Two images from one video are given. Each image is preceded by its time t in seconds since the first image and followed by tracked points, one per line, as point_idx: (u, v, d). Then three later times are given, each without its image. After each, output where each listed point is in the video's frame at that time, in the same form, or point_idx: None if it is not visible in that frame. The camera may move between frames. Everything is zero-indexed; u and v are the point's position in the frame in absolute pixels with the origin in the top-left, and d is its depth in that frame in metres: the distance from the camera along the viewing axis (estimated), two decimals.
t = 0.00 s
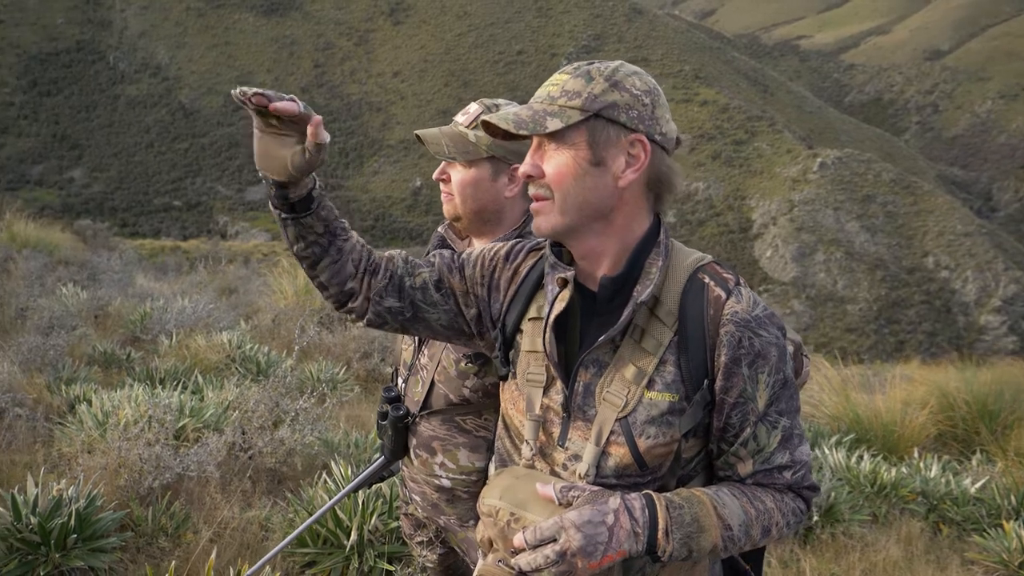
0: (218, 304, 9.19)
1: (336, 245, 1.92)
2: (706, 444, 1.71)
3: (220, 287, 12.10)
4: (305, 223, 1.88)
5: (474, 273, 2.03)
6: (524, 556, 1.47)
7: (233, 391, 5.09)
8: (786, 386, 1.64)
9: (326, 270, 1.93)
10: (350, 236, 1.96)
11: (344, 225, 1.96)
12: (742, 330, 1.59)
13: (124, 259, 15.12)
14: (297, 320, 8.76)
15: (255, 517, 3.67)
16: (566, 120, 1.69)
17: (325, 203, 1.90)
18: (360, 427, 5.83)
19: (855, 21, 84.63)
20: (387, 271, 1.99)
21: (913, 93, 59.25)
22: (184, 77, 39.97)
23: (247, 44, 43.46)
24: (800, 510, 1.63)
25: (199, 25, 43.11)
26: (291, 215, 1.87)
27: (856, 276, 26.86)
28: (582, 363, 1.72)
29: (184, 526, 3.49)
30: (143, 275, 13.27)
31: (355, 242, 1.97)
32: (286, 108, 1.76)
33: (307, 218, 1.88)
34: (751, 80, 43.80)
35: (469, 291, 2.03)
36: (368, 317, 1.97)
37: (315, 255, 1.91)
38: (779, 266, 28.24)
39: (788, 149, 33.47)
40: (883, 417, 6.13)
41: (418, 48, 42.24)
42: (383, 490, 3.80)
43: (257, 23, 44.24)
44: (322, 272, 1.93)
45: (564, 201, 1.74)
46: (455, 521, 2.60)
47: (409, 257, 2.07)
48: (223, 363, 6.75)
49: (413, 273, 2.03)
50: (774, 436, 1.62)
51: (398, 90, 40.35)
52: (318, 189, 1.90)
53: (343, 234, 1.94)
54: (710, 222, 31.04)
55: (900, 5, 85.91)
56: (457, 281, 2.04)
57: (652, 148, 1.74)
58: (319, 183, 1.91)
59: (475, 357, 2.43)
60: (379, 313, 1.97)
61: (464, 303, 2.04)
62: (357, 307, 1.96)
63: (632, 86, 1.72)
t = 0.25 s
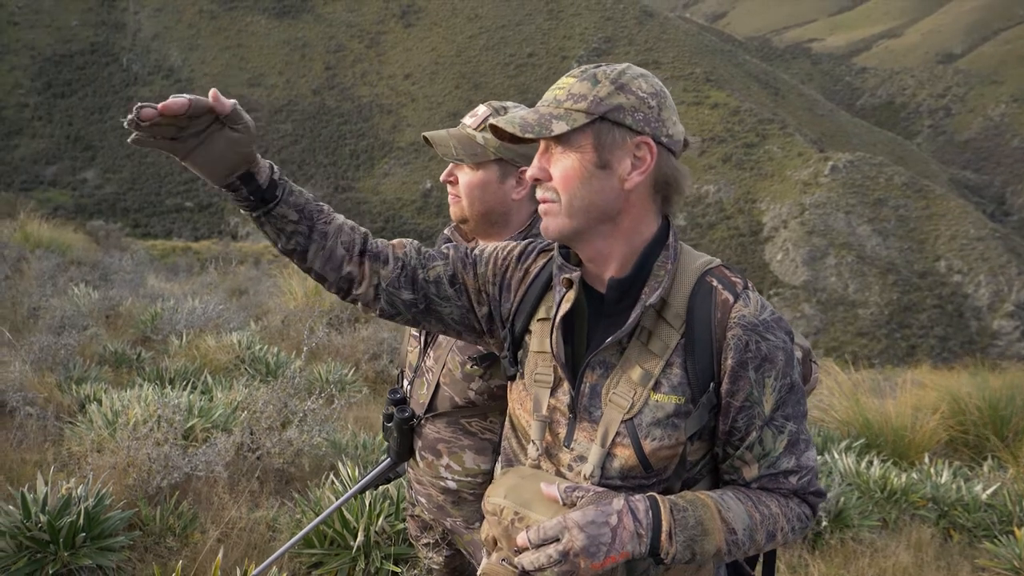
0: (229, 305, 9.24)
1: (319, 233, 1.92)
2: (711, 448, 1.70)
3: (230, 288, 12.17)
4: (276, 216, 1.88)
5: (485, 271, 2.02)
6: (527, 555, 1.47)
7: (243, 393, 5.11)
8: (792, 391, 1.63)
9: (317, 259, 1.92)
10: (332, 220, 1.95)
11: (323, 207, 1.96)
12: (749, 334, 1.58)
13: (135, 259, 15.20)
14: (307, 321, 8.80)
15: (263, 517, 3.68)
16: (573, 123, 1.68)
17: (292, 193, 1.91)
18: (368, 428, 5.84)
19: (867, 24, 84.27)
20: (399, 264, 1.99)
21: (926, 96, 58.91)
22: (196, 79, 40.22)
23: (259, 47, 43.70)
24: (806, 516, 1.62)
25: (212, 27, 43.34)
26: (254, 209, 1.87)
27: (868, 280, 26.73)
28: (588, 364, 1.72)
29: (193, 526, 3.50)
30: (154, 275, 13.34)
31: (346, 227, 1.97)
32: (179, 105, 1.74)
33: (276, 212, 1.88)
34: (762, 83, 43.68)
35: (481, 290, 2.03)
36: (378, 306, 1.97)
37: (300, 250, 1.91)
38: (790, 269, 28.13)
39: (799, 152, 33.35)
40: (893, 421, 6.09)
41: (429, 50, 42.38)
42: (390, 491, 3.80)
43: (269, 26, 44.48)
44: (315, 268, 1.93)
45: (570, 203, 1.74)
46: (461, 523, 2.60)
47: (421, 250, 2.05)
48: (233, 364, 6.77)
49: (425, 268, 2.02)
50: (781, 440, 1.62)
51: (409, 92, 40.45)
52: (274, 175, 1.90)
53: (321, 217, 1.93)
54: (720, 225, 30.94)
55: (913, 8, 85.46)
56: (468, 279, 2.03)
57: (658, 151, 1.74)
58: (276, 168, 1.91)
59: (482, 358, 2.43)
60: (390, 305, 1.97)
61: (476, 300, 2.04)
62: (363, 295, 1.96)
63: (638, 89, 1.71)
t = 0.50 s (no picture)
0: (238, 307, 9.29)
1: (337, 250, 1.95)
2: (716, 451, 1.70)
3: (239, 289, 12.23)
4: (301, 232, 1.92)
5: (492, 276, 2.03)
6: (531, 556, 1.48)
7: (250, 394, 5.13)
8: (799, 395, 1.63)
9: (333, 274, 1.95)
10: (353, 239, 1.98)
11: (344, 225, 1.99)
12: (754, 338, 1.58)
13: (146, 261, 15.28)
14: (316, 323, 8.83)
15: (269, 518, 3.70)
16: (584, 125, 1.69)
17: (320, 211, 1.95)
18: (376, 431, 5.85)
19: (878, 28, 83.97)
20: (406, 271, 2.00)
21: (937, 101, 58.64)
22: (207, 82, 40.45)
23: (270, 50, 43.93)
24: (810, 521, 1.62)
25: (224, 31, 43.58)
26: (281, 226, 1.92)
27: (878, 285, 26.61)
28: (594, 367, 1.72)
29: (199, 527, 3.52)
30: (165, 276, 13.40)
31: (363, 244, 2.00)
32: (239, 126, 1.79)
33: (301, 227, 1.91)
34: (772, 87, 43.58)
35: (487, 295, 2.03)
36: (387, 318, 1.98)
37: (315, 259, 1.94)
38: (800, 274, 28.00)
39: (809, 157, 33.23)
40: (903, 427, 6.05)
41: (439, 54, 42.51)
42: (397, 494, 3.80)
43: (280, 29, 44.71)
44: (329, 275, 1.95)
45: (580, 206, 1.74)
46: (466, 526, 2.60)
47: (429, 258, 2.07)
48: (242, 365, 6.80)
49: (432, 275, 2.03)
50: (786, 445, 1.61)
51: (419, 95, 40.55)
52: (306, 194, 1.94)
53: (344, 236, 1.97)
54: (730, 230, 30.86)
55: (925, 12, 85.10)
56: (475, 283, 2.04)
57: (668, 154, 1.75)
58: (305, 190, 1.95)
59: (488, 362, 2.43)
60: (398, 312, 1.98)
61: (483, 305, 2.04)
62: (374, 309, 1.98)
63: (649, 92, 1.73)
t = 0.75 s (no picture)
0: (242, 308, 9.30)
1: (338, 231, 1.94)
2: (715, 451, 1.70)
3: (243, 290, 12.24)
4: (301, 209, 1.91)
5: (497, 272, 2.02)
6: (525, 549, 1.48)
7: (254, 395, 5.14)
8: (797, 397, 1.63)
9: (334, 254, 1.94)
10: (353, 218, 1.97)
11: (345, 205, 1.99)
12: (754, 337, 1.58)
13: (150, 261, 15.32)
14: (319, 324, 8.84)
15: (271, 519, 3.70)
16: (591, 122, 1.69)
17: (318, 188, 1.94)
18: (378, 432, 5.85)
19: (883, 30, 83.85)
20: (412, 262, 2.00)
21: (942, 104, 58.51)
22: (212, 83, 40.54)
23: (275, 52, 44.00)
24: (808, 524, 1.61)
25: (229, 32, 43.71)
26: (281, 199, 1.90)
27: (883, 288, 26.56)
28: (593, 364, 1.73)
29: (201, 526, 3.52)
30: (168, 277, 13.42)
31: (365, 226, 2.00)
32: (231, 93, 1.79)
33: (300, 204, 1.90)
34: (777, 90, 43.52)
35: (492, 291, 2.03)
36: (391, 307, 1.97)
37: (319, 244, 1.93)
38: (804, 277, 28.05)
39: (814, 160, 33.15)
40: (906, 431, 6.05)
41: (444, 56, 42.57)
42: (399, 495, 3.81)
43: (285, 31, 44.79)
44: (331, 260, 1.95)
45: (584, 201, 1.74)
46: (468, 527, 2.60)
47: (434, 251, 2.07)
48: (245, 366, 6.81)
49: (438, 268, 2.03)
50: (784, 445, 1.61)
51: (423, 97, 40.57)
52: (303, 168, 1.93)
53: (342, 214, 1.96)
54: (734, 232, 30.81)
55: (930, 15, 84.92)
56: (480, 280, 2.04)
57: (675, 154, 1.75)
58: (304, 163, 1.95)
59: (491, 360, 2.43)
60: (402, 305, 1.97)
61: (487, 301, 2.03)
62: (376, 296, 1.97)
63: (658, 93, 1.73)
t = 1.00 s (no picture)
0: (243, 308, 9.31)
1: (344, 243, 1.95)
2: (715, 453, 1.70)
3: (245, 291, 12.26)
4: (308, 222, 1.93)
5: (499, 273, 2.02)
6: (526, 550, 1.49)
7: (255, 395, 5.14)
8: (798, 400, 1.62)
9: (341, 266, 1.95)
10: (361, 230, 1.99)
11: (352, 218, 2.00)
12: (755, 340, 1.58)
13: (152, 262, 15.34)
14: (320, 324, 8.84)
15: (273, 519, 3.70)
16: (584, 124, 1.70)
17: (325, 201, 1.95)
18: (379, 433, 5.86)
19: (885, 32, 83.81)
20: (412, 268, 1.99)
21: (945, 105, 58.41)
22: (214, 84, 40.60)
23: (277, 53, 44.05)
24: (809, 528, 1.62)
25: (231, 33, 43.81)
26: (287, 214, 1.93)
27: (885, 290, 26.55)
28: (595, 364, 1.73)
29: (202, 527, 3.53)
30: (170, 278, 13.44)
31: (371, 238, 2.00)
32: (236, 114, 1.79)
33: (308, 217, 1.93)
34: (779, 91, 43.52)
35: (494, 291, 2.02)
36: (394, 314, 1.97)
37: (326, 255, 1.95)
38: (806, 278, 28.09)
39: (816, 161, 33.10)
40: (907, 432, 6.04)
41: (445, 57, 42.61)
42: (400, 496, 3.82)
43: (287, 32, 44.84)
44: (338, 270, 1.95)
45: (582, 202, 1.75)
46: (470, 528, 2.59)
47: (435, 255, 2.06)
48: (247, 366, 6.82)
49: (439, 271, 2.03)
50: (785, 448, 1.61)
51: (425, 98, 40.60)
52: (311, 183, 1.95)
53: (351, 227, 1.98)
54: (736, 233, 30.79)
55: (932, 16, 84.85)
56: (482, 281, 2.03)
57: (669, 155, 1.72)
58: (312, 179, 1.97)
59: (492, 363, 2.44)
60: (405, 307, 1.97)
61: (488, 302, 2.03)
62: (380, 303, 1.97)
63: (652, 94, 1.71)
